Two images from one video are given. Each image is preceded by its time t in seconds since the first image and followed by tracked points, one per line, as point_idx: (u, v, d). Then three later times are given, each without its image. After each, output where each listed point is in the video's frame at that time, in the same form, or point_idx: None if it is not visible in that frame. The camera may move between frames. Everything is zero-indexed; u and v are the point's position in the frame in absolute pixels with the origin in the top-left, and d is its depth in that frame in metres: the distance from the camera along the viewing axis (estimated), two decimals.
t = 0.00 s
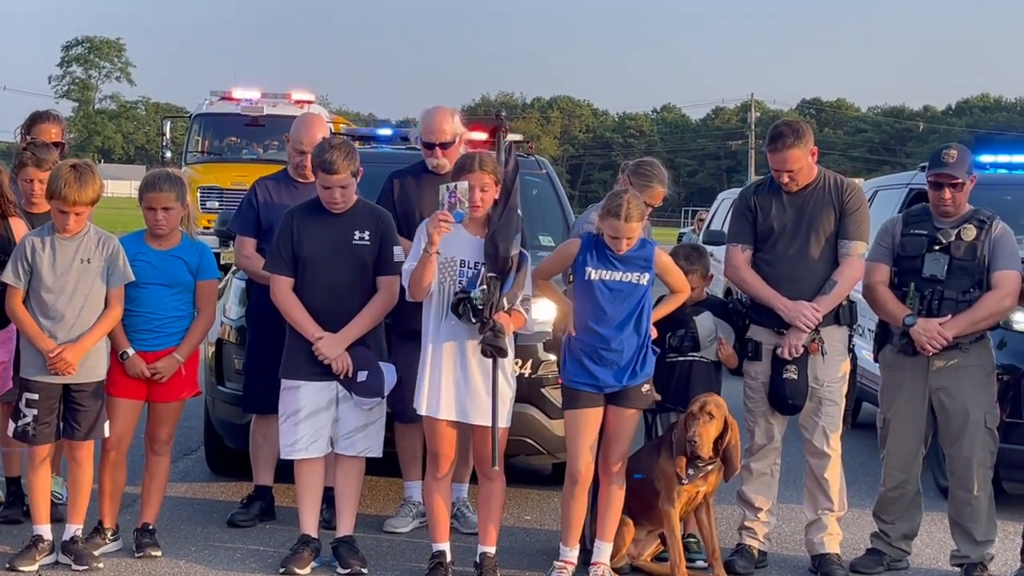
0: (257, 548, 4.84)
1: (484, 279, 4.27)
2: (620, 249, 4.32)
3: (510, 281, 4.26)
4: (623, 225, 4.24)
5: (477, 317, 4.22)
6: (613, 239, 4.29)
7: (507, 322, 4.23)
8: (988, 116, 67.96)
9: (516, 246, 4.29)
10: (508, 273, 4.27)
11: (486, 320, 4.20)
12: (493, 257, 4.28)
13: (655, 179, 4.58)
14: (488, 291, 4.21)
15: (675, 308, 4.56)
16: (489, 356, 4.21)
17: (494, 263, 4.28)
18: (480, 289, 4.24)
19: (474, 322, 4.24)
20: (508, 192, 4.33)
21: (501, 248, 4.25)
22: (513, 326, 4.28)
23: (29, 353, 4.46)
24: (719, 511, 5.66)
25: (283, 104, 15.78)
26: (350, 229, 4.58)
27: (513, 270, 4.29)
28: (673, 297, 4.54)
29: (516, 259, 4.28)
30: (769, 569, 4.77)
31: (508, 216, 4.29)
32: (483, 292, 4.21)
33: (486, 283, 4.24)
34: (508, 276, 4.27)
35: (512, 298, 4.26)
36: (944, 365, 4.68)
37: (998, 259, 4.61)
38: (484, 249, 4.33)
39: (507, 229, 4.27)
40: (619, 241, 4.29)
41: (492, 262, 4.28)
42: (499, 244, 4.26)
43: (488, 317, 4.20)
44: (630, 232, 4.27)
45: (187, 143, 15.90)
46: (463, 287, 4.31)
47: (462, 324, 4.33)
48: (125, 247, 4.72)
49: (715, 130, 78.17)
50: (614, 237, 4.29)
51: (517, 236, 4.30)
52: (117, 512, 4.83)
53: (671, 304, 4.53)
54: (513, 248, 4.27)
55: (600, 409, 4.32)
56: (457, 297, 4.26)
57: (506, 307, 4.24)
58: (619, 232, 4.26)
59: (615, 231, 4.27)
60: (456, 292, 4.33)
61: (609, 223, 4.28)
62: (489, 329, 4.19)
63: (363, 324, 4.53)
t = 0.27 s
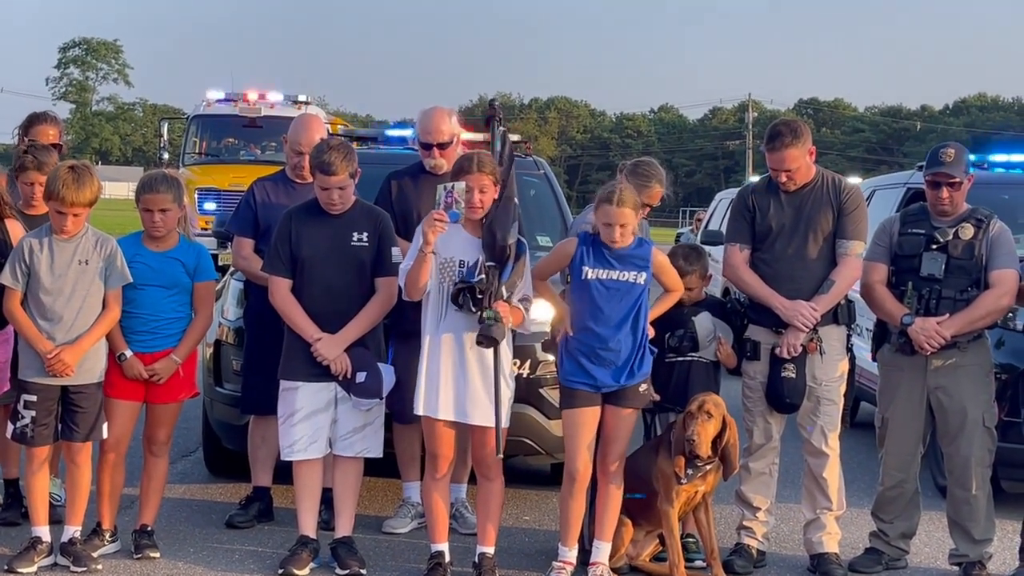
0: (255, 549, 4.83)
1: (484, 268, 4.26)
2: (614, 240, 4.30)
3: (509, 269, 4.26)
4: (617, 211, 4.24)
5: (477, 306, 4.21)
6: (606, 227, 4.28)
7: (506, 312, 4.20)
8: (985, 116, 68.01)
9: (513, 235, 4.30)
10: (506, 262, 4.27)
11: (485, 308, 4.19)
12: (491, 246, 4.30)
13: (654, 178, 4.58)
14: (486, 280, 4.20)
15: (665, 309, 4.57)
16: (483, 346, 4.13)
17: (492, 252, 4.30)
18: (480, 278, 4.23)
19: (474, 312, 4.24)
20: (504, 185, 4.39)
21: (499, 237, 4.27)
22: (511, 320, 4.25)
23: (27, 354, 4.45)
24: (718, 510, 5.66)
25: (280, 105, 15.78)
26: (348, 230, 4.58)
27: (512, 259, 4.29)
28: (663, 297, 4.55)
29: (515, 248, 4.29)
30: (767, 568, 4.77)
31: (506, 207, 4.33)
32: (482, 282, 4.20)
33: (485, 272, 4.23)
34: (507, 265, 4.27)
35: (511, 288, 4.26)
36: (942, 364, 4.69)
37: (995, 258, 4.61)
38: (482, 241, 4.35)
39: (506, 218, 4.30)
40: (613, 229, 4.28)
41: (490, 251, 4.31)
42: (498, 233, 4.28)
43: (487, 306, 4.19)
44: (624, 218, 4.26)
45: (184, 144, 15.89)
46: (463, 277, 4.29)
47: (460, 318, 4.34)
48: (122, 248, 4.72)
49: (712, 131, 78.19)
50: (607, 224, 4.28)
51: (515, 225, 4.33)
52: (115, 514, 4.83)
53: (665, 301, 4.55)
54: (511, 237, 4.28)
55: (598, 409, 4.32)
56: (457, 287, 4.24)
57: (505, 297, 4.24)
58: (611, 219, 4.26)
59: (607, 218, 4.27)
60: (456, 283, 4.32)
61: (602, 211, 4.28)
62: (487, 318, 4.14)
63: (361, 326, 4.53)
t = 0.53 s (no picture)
0: (253, 550, 4.83)
1: (481, 265, 4.25)
2: (608, 231, 4.31)
3: (506, 267, 4.27)
4: (610, 199, 4.27)
5: (474, 304, 4.22)
6: (598, 215, 4.31)
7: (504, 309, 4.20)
8: (981, 115, 68.08)
9: (510, 231, 4.28)
10: (503, 259, 4.28)
11: (483, 306, 4.19)
12: (488, 243, 4.29)
13: (651, 178, 4.56)
14: (484, 277, 4.21)
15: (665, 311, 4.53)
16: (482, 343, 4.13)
17: (489, 250, 4.28)
18: (477, 276, 4.23)
19: (472, 309, 4.25)
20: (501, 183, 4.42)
21: (497, 236, 4.24)
22: (509, 318, 4.24)
23: (24, 356, 4.44)
24: (716, 510, 5.67)
25: (277, 105, 15.77)
26: (345, 231, 4.58)
27: (509, 257, 4.29)
28: (662, 299, 4.51)
29: (511, 245, 4.28)
30: (766, 567, 4.77)
31: (502, 205, 4.31)
32: (480, 279, 4.20)
33: (482, 270, 4.23)
34: (505, 262, 4.28)
35: (508, 285, 4.25)
36: (940, 363, 4.69)
37: (992, 256, 4.62)
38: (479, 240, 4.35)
39: (502, 213, 4.28)
40: (605, 218, 4.30)
41: (487, 249, 4.29)
42: (494, 229, 4.26)
43: (485, 303, 4.19)
44: (616, 207, 4.28)
45: (181, 145, 15.88)
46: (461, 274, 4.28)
47: (458, 315, 4.33)
48: (119, 249, 4.72)
49: (709, 130, 78.23)
50: (599, 212, 4.30)
51: (512, 222, 4.32)
52: (113, 515, 4.82)
53: (664, 303, 4.51)
54: (508, 234, 4.27)
55: (596, 408, 4.32)
56: (454, 285, 4.25)
57: (502, 294, 4.22)
58: (603, 207, 4.29)
59: (600, 206, 4.30)
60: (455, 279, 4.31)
61: (596, 199, 4.31)
62: (486, 316, 4.14)
63: (359, 327, 4.53)
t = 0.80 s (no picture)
0: (250, 552, 4.82)
1: (481, 268, 4.21)
2: (597, 225, 4.32)
3: (506, 271, 4.28)
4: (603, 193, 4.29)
5: (473, 307, 4.20)
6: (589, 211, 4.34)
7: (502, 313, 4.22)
8: (978, 113, 68.13)
9: (509, 235, 4.28)
10: (502, 263, 4.27)
11: (483, 309, 4.18)
12: (487, 247, 4.28)
13: (649, 177, 4.57)
14: (484, 281, 4.18)
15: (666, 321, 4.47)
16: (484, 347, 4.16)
17: (488, 254, 4.27)
18: (477, 279, 4.19)
19: (471, 312, 4.22)
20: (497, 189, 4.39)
21: (496, 240, 4.25)
22: (508, 321, 4.27)
23: (21, 358, 4.43)
24: (713, 510, 5.66)
25: (274, 107, 15.76)
26: (342, 232, 4.58)
27: (508, 261, 4.29)
28: (663, 309, 4.46)
29: (510, 249, 4.28)
30: (763, 567, 4.77)
31: (499, 206, 4.31)
32: (480, 283, 4.17)
33: (482, 273, 4.19)
34: (504, 267, 4.28)
35: (507, 289, 4.27)
36: (937, 362, 4.69)
37: (989, 255, 4.62)
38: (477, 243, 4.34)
39: (501, 218, 4.28)
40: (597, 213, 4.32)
41: (487, 253, 4.28)
42: (494, 233, 4.26)
43: (484, 307, 4.17)
44: (609, 200, 4.30)
45: (178, 147, 15.87)
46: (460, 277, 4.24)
47: (455, 318, 4.33)
48: (115, 251, 4.71)
49: (707, 130, 78.25)
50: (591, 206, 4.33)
51: (509, 225, 4.31)
52: (110, 517, 4.81)
53: (664, 316, 4.46)
54: (507, 238, 4.27)
55: (592, 408, 4.31)
56: (452, 288, 4.22)
57: (502, 297, 4.25)
58: (597, 201, 4.31)
59: (594, 200, 4.32)
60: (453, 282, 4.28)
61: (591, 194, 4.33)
62: (486, 319, 4.15)
63: (356, 328, 4.52)
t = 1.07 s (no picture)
0: (249, 553, 4.82)
1: (478, 272, 4.23)
2: (593, 223, 4.34)
3: (503, 275, 4.27)
4: (604, 192, 4.30)
5: (469, 310, 4.19)
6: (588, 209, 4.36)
7: (498, 316, 4.22)
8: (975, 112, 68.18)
9: (506, 240, 4.30)
10: (499, 268, 4.27)
11: (479, 313, 4.18)
12: (484, 251, 4.28)
13: (645, 177, 4.55)
14: (481, 284, 4.19)
15: (659, 330, 4.43)
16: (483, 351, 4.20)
17: (486, 258, 4.28)
18: (474, 283, 4.20)
19: (467, 316, 4.21)
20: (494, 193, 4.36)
21: (494, 244, 4.26)
22: (504, 323, 4.28)
23: (18, 360, 4.43)
24: (712, 509, 5.66)
25: (271, 108, 15.75)
26: (339, 234, 4.57)
27: (506, 265, 4.29)
28: (659, 316, 4.43)
29: (507, 253, 4.29)
30: (762, 566, 4.77)
31: (497, 210, 4.32)
32: (477, 286, 4.18)
33: (479, 277, 4.20)
34: (501, 271, 4.27)
35: (504, 293, 4.27)
36: (935, 361, 4.69)
37: (987, 253, 4.62)
38: (475, 246, 4.34)
39: (498, 222, 4.29)
40: (595, 212, 4.33)
41: (484, 257, 4.28)
42: (491, 237, 4.27)
43: (480, 311, 4.18)
44: (608, 198, 4.31)
45: (175, 148, 15.87)
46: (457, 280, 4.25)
47: (451, 320, 4.33)
48: (112, 252, 4.70)
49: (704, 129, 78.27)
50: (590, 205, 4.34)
51: (506, 230, 4.33)
52: (108, 519, 4.81)
53: (659, 321, 4.43)
54: (505, 243, 4.29)
55: (590, 408, 4.31)
56: (449, 290, 4.22)
57: (498, 301, 4.25)
58: (595, 199, 4.32)
59: (593, 199, 4.33)
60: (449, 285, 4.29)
61: (591, 193, 4.34)
62: (483, 324, 4.18)
63: (354, 329, 4.52)
